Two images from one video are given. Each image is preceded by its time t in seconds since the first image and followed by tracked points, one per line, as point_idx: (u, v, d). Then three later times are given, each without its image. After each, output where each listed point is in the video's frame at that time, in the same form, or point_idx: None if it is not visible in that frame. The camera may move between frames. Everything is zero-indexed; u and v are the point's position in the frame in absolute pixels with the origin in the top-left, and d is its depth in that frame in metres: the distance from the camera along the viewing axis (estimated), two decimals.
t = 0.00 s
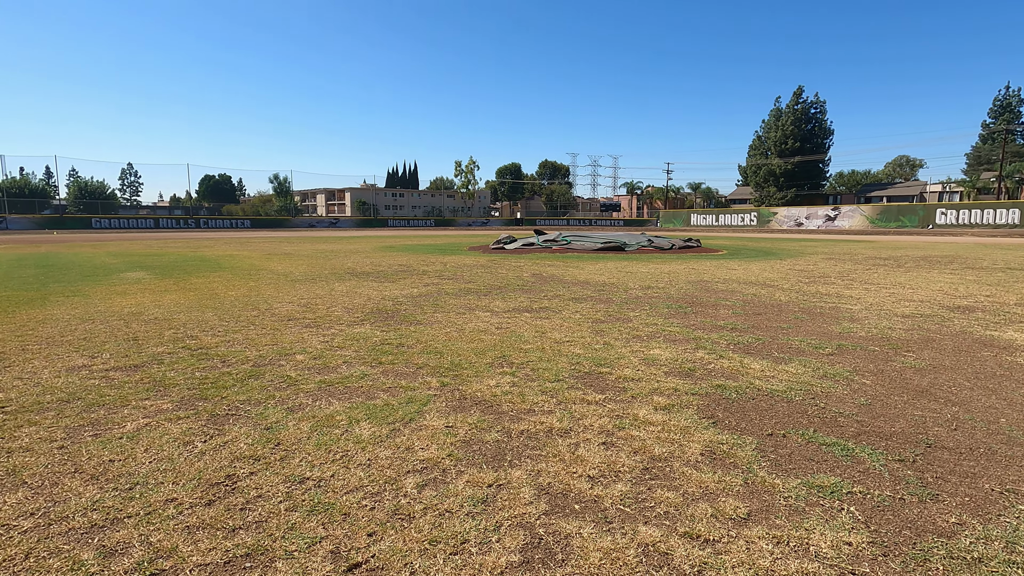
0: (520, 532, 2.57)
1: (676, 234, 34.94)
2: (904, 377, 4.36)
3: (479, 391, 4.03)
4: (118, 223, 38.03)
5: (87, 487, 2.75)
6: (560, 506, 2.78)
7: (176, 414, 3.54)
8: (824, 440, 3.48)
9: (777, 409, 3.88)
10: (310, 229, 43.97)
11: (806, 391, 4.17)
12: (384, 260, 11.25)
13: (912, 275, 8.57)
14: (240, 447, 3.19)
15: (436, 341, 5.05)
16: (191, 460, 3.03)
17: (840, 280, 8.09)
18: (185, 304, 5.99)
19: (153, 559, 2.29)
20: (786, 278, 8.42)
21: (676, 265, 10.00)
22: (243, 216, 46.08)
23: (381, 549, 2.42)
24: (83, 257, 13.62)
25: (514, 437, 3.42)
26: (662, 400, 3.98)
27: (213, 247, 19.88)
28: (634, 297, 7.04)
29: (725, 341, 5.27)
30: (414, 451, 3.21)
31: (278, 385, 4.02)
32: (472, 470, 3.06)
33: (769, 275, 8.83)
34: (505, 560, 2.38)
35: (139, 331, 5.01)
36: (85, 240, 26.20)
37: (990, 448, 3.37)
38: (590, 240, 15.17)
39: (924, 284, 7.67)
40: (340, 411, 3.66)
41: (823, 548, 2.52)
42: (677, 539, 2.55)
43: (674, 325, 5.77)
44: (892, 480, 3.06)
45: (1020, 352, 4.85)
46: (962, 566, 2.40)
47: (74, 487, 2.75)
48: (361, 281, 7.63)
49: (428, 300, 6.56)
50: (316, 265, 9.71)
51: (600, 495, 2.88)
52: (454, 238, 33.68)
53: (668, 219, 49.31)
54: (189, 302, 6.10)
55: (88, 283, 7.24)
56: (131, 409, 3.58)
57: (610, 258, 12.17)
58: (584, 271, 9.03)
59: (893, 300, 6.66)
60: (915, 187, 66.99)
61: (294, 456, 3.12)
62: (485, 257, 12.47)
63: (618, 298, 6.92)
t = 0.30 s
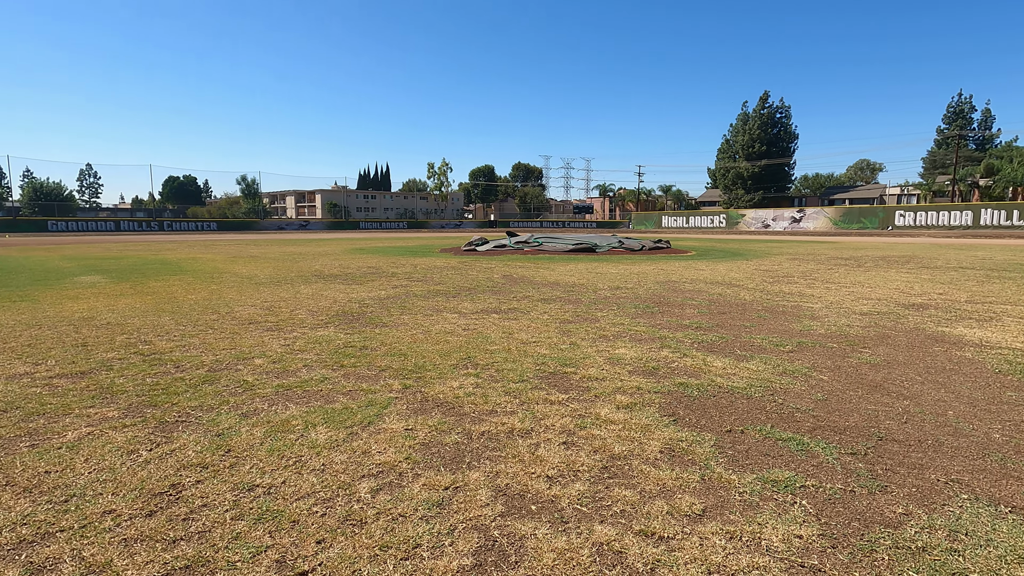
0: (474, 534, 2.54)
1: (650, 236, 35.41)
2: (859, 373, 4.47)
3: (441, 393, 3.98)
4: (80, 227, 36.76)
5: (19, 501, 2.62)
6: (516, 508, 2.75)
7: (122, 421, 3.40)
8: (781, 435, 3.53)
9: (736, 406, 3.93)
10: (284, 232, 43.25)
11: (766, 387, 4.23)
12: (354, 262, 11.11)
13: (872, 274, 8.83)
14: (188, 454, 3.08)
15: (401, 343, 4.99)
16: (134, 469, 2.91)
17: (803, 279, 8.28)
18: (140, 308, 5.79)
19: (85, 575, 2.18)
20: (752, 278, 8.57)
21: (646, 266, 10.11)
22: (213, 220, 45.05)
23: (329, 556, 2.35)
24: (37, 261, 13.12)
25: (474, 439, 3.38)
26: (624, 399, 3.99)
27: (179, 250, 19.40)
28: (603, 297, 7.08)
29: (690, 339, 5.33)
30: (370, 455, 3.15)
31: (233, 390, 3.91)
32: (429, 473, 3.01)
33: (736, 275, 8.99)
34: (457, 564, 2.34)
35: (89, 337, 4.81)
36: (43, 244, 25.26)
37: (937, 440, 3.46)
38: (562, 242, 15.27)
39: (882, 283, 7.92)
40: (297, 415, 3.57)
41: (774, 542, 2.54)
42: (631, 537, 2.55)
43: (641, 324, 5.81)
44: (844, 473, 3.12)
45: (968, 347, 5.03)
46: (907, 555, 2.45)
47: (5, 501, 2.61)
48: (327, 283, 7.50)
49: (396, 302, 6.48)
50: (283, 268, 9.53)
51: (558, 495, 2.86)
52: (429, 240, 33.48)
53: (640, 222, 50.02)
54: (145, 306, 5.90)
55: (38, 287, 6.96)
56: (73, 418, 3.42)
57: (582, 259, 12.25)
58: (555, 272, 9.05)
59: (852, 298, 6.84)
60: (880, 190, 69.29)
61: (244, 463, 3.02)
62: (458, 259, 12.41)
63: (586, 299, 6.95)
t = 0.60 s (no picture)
0: (433, 543, 2.52)
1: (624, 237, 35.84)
2: (816, 373, 4.61)
3: (406, 400, 3.95)
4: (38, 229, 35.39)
5: None
6: (476, 515, 2.75)
7: (71, 435, 3.28)
8: (740, 436, 3.61)
9: (698, 408, 4.01)
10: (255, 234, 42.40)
11: (727, 389, 4.33)
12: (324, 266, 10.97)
13: (834, 275, 9.11)
14: (141, 468, 2.99)
15: (368, 349, 4.94)
16: (82, 486, 2.81)
17: (768, 281, 8.50)
18: (96, 316, 5.61)
19: None
20: (719, 279, 8.75)
21: (617, 268, 10.23)
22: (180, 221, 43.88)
23: (283, 570, 2.31)
24: None
25: (438, 446, 3.36)
26: (589, 402, 4.03)
27: (140, 254, 18.84)
28: (573, 300, 7.14)
29: (656, 342, 5.41)
30: (331, 465, 3.11)
31: (192, 401, 3.82)
32: (391, 482, 2.98)
33: (704, 277, 9.16)
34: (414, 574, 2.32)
35: (39, 346, 4.64)
36: None
37: (888, 438, 3.59)
38: (535, 245, 15.35)
39: (842, 283, 8.18)
40: (257, 426, 3.51)
41: (728, 542, 2.60)
42: (590, 542, 2.57)
43: (609, 327, 5.87)
44: (798, 472, 3.21)
45: (919, 346, 5.23)
46: (854, 551, 2.53)
47: None
48: (295, 288, 7.39)
49: (364, 306, 6.42)
50: (250, 272, 9.35)
51: (519, 501, 2.87)
52: (403, 242, 33.26)
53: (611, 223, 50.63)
54: (101, 313, 5.72)
55: None
56: (19, 433, 3.29)
57: (555, 262, 12.32)
58: (526, 275, 9.09)
59: (813, 299, 7.05)
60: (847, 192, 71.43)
61: (199, 476, 2.95)
62: (429, 262, 12.38)
63: (556, 302, 7.00)
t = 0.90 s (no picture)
0: (395, 549, 2.50)
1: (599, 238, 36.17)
2: (779, 371, 4.74)
3: (373, 404, 3.92)
4: None
5: None
6: (440, 520, 2.74)
7: (19, 447, 3.16)
8: (703, 435, 3.69)
9: (664, 407, 4.08)
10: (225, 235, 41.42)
11: (693, 388, 4.41)
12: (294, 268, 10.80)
13: (799, 275, 9.37)
14: (93, 480, 2.90)
15: (335, 352, 4.88)
16: (29, 499, 2.71)
17: (736, 281, 8.69)
18: (50, 321, 5.41)
19: None
20: (689, 280, 8.91)
21: (590, 269, 10.32)
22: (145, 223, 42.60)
23: None
24: None
25: (403, 451, 3.34)
26: (557, 404, 4.06)
27: (101, 257, 18.30)
28: (545, 301, 7.18)
29: (625, 342, 5.48)
30: (293, 472, 3.06)
31: (150, 409, 3.72)
32: (354, 488, 2.95)
33: (675, 277, 9.32)
34: None
35: None
36: None
37: (844, 434, 3.71)
38: (509, 246, 15.38)
39: (806, 283, 8.42)
40: (217, 433, 3.43)
41: (688, 540, 2.65)
42: (552, 544, 2.59)
43: (580, 328, 5.93)
44: (757, 469, 3.30)
45: (876, 344, 5.42)
46: (808, 546, 2.60)
47: None
48: (262, 291, 7.26)
49: (334, 309, 6.34)
50: (216, 275, 9.14)
51: (483, 505, 2.88)
52: (378, 243, 32.89)
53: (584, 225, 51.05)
54: (55, 318, 5.52)
55: None
56: None
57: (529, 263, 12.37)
58: (500, 276, 9.10)
59: (778, 299, 7.23)
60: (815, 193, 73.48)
61: (154, 487, 2.87)
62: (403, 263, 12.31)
63: (528, 304, 7.02)
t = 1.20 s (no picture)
0: (355, 556, 2.46)
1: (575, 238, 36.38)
2: (744, 369, 4.83)
3: (339, 408, 3.86)
4: None
5: None
6: (403, 525, 2.70)
7: None
8: (669, 434, 3.73)
9: (631, 406, 4.12)
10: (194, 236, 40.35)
11: (661, 387, 4.47)
12: (264, 269, 10.58)
13: (767, 274, 9.59)
14: (38, 492, 2.78)
15: (302, 356, 4.79)
16: None
17: (706, 281, 8.83)
18: None
19: None
20: (661, 280, 9.02)
21: (564, 269, 10.37)
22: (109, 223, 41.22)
23: None
24: None
25: (367, 455, 3.30)
26: (525, 405, 4.06)
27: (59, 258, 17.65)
28: (517, 302, 7.18)
29: (595, 342, 5.52)
30: (253, 479, 2.99)
31: (103, 416, 3.59)
32: (315, 495, 2.90)
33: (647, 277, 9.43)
34: None
35: None
36: None
37: (804, 430, 3.80)
38: (484, 247, 15.35)
39: (774, 283, 8.62)
40: (174, 441, 3.33)
41: (650, 539, 2.67)
42: (515, 546, 2.58)
43: (551, 329, 5.94)
44: (720, 466, 3.35)
45: (838, 341, 5.57)
46: (766, 541, 2.65)
47: None
48: (229, 293, 7.09)
49: (302, 311, 6.23)
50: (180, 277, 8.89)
51: (447, 508, 2.85)
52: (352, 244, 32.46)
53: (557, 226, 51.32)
54: (5, 323, 5.29)
55: None
56: None
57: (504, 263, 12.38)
58: (473, 277, 9.07)
59: (745, 298, 7.37)
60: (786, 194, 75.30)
61: (104, 498, 2.76)
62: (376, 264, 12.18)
63: (500, 304, 7.02)
